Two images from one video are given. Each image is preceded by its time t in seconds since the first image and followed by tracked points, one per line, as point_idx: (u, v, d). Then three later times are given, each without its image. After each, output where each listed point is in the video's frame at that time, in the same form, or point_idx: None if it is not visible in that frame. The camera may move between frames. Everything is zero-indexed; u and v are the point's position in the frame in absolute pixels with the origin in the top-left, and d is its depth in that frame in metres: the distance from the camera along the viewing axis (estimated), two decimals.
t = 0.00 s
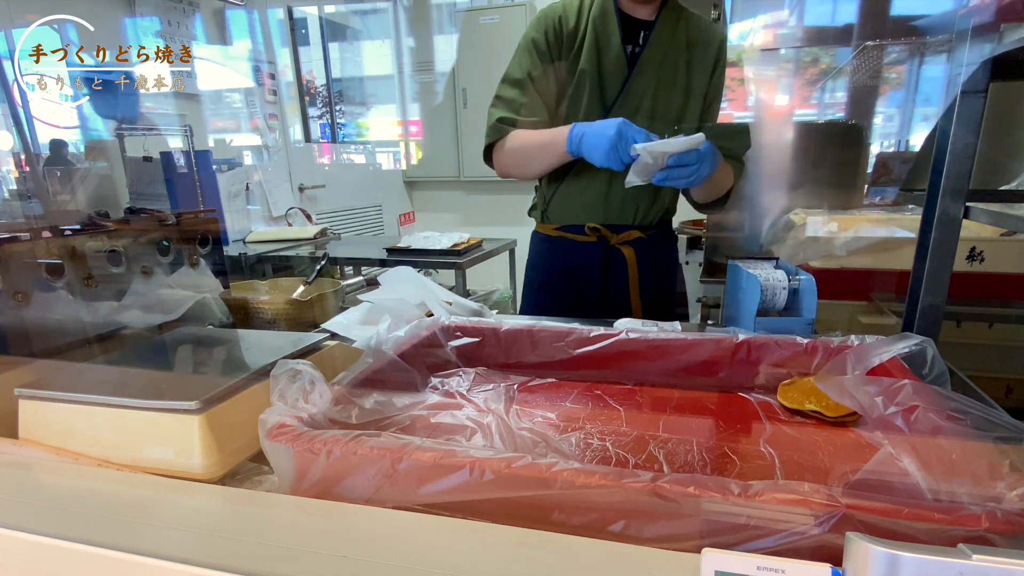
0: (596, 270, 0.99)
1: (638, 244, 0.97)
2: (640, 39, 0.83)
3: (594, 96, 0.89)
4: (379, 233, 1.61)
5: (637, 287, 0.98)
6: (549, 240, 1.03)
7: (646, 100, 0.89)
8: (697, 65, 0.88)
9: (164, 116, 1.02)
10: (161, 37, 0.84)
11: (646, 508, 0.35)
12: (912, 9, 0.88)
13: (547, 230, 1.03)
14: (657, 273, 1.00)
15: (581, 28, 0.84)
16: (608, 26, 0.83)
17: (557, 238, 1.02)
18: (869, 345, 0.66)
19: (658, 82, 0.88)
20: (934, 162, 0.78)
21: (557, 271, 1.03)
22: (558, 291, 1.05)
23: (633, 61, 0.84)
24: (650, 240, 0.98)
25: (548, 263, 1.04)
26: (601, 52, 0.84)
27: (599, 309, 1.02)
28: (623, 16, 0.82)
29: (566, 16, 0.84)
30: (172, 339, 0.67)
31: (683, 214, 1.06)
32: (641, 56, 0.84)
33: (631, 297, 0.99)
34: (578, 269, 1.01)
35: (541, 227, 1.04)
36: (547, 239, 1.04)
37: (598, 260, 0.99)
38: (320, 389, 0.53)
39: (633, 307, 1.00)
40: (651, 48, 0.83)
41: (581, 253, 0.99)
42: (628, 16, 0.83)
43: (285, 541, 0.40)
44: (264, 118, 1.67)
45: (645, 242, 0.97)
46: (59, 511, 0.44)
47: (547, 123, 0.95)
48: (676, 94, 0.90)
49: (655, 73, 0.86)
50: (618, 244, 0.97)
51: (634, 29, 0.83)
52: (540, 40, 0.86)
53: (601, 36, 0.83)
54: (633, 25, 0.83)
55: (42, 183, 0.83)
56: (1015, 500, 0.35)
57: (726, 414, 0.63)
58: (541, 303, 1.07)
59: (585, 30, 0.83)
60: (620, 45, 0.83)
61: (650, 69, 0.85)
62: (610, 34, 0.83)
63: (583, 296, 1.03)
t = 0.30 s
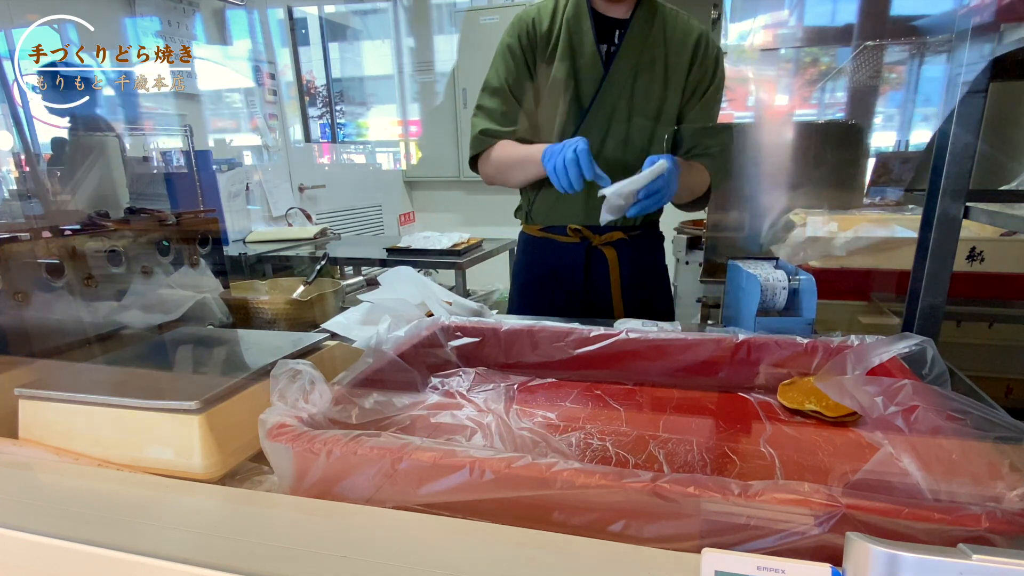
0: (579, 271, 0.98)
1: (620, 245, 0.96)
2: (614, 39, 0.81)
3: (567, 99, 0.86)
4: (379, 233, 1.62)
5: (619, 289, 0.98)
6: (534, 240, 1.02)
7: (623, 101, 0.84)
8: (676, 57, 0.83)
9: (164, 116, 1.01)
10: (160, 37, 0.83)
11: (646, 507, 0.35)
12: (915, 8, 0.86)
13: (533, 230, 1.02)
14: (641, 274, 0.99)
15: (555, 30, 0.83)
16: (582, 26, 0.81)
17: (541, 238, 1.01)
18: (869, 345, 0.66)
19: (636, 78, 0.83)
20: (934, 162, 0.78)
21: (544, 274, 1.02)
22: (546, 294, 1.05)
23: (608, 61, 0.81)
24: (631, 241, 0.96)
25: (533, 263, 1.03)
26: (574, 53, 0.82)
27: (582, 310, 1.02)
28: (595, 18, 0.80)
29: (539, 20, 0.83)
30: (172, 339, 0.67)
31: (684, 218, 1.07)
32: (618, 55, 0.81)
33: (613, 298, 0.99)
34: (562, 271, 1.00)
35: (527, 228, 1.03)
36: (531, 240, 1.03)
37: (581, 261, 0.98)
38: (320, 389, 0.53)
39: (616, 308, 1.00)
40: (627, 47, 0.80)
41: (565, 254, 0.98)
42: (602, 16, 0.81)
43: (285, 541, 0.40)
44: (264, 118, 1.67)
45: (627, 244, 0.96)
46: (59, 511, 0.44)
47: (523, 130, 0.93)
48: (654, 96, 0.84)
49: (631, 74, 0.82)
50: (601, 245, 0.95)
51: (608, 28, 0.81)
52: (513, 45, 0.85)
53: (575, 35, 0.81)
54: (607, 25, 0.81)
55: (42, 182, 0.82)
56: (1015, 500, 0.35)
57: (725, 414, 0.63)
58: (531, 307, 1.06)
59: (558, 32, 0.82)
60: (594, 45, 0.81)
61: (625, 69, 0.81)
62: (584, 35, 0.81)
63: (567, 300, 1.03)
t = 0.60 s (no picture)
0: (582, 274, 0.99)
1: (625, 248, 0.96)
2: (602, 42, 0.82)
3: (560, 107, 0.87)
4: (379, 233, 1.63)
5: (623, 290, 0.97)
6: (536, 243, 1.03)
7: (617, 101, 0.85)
8: (665, 53, 0.82)
9: (164, 116, 1.03)
10: (161, 37, 0.83)
11: (646, 507, 0.35)
12: (914, 8, 0.87)
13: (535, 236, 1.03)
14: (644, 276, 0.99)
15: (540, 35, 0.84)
16: (566, 30, 0.82)
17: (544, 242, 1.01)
18: (869, 345, 0.66)
19: (626, 78, 0.84)
20: (934, 161, 0.78)
21: (545, 275, 1.03)
22: (544, 296, 1.05)
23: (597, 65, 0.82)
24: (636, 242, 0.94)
25: (536, 265, 1.04)
26: (562, 57, 0.84)
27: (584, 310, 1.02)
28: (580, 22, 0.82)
29: (524, 29, 0.84)
30: (172, 339, 0.67)
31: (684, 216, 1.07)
32: (605, 56, 0.82)
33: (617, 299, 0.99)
34: (565, 274, 1.00)
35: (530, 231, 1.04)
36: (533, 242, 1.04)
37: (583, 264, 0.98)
38: (320, 389, 0.53)
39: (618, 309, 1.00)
40: (615, 45, 0.81)
41: (566, 256, 0.99)
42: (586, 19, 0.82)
43: (284, 541, 0.40)
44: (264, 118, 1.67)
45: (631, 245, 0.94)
46: (59, 511, 0.44)
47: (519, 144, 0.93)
48: (646, 93, 0.84)
49: (619, 73, 0.83)
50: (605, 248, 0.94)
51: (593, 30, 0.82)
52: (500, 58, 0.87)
53: (561, 40, 0.83)
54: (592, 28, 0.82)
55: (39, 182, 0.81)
56: (1015, 500, 0.35)
57: (725, 414, 0.63)
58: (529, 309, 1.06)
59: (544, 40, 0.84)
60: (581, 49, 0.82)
61: (613, 68, 0.82)
62: (568, 39, 0.82)
63: (563, 301, 1.03)
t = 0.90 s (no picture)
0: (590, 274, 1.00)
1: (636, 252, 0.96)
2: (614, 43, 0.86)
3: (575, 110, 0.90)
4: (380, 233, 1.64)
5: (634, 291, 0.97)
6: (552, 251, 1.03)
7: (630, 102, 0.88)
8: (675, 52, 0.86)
9: (164, 116, 1.01)
10: (161, 37, 0.82)
11: (646, 507, 0.35)
12: (913, 9, 0.84)
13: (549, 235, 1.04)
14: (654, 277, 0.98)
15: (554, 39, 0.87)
16: (579, 34, 0.86)
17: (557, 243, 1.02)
18: (869, 345, 0.66)
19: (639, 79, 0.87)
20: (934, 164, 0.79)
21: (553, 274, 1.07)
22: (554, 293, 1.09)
23: (611, 65, 0.85)
24: (649, 244, 0.96)
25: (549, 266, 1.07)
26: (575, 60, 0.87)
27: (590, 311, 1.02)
28: (592, 24, 0.85)
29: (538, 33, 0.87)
30: (172, 339, 0.67)
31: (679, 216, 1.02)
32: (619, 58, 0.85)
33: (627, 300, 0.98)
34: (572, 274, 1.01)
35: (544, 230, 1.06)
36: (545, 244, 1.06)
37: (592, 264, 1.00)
38: (320, 389, 0.53)
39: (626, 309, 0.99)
40: (628, 47, 0.85)
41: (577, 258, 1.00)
42: (598, 20, 0.85)
43: (284, 541, 0.40)
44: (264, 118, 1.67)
45: (643, 248, 0.95)
46: (58, 511, 0.44)
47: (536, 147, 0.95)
48: (658, 93, 0.89)
49: (634, 74, 0.87)
50: (618, 252, 0.96)
51: (607, 34, 0.86)
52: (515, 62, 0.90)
53: (574, 45, 0.86)
54: (605, 30, 0.86)
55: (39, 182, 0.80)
56: (1015, 500, 0.35)
57: (726, 414, 0.63)
58: (536, 306, 1.10)
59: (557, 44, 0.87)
60: (595, 53, 0.86)
61: (627, 69, 0.86)
62: (582, 42, 0.86)
63: (569, 299, 1.06)
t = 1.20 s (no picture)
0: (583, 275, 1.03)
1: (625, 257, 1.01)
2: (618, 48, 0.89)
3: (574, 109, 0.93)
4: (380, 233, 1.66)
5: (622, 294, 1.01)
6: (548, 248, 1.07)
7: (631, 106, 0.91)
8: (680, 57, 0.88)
9: (164, 116, 1.02)
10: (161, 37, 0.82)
11: (646, 507, 0.35)
12: (914, 9, 0.87)
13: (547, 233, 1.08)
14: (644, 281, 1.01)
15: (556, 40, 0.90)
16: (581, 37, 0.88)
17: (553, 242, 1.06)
18: (869, 345, 0.66)
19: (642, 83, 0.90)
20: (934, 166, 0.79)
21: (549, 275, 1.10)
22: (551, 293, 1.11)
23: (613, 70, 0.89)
24: (638, 251, 1.01)
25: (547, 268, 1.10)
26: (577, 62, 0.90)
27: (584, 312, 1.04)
28: (595, 26, 0.88)
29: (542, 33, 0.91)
30: (172, 339, 0.67)
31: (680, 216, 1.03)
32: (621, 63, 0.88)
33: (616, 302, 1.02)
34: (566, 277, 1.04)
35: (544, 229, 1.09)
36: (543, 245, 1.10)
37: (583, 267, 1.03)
38: (320, 389, 0.53)
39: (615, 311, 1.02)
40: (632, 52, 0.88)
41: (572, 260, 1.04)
42: (603, 24, 0.88)
43: (285, 541, 0.40)
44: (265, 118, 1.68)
45: (631, 254, 1.01)
46: (58, 511, 0.44)
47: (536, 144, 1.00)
48: (660, 98, 0.91)
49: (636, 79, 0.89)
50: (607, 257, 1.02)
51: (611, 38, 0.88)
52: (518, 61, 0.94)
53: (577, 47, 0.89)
54: (609, 34, 0.88)
55: (41, 182, 0.80)
56: (1015, 500, 0.35)
57: (726, 414, 0.63)
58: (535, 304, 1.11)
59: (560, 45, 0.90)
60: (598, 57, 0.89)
61: (629, 74, 0.89)
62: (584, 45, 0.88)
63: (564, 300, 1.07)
